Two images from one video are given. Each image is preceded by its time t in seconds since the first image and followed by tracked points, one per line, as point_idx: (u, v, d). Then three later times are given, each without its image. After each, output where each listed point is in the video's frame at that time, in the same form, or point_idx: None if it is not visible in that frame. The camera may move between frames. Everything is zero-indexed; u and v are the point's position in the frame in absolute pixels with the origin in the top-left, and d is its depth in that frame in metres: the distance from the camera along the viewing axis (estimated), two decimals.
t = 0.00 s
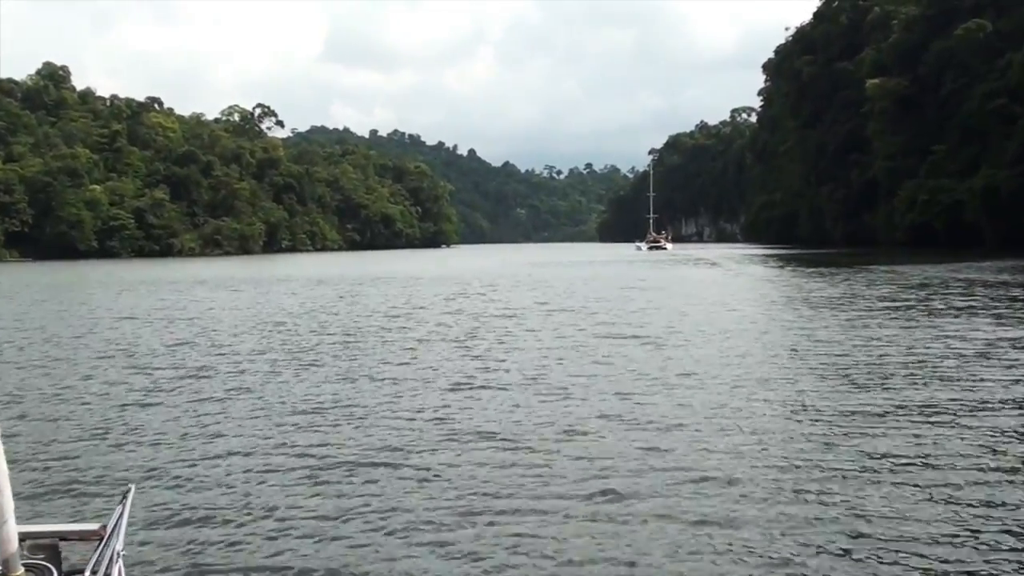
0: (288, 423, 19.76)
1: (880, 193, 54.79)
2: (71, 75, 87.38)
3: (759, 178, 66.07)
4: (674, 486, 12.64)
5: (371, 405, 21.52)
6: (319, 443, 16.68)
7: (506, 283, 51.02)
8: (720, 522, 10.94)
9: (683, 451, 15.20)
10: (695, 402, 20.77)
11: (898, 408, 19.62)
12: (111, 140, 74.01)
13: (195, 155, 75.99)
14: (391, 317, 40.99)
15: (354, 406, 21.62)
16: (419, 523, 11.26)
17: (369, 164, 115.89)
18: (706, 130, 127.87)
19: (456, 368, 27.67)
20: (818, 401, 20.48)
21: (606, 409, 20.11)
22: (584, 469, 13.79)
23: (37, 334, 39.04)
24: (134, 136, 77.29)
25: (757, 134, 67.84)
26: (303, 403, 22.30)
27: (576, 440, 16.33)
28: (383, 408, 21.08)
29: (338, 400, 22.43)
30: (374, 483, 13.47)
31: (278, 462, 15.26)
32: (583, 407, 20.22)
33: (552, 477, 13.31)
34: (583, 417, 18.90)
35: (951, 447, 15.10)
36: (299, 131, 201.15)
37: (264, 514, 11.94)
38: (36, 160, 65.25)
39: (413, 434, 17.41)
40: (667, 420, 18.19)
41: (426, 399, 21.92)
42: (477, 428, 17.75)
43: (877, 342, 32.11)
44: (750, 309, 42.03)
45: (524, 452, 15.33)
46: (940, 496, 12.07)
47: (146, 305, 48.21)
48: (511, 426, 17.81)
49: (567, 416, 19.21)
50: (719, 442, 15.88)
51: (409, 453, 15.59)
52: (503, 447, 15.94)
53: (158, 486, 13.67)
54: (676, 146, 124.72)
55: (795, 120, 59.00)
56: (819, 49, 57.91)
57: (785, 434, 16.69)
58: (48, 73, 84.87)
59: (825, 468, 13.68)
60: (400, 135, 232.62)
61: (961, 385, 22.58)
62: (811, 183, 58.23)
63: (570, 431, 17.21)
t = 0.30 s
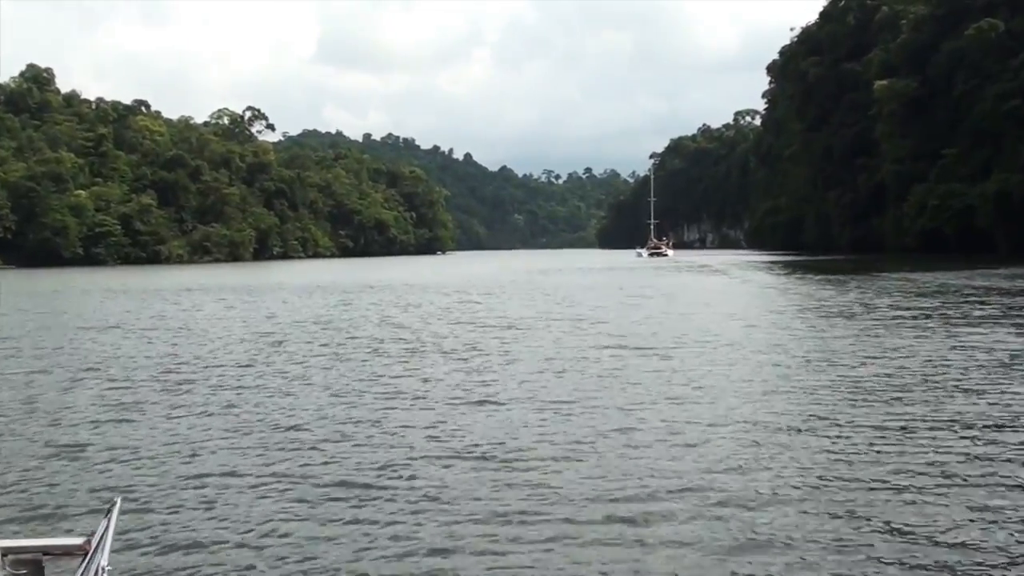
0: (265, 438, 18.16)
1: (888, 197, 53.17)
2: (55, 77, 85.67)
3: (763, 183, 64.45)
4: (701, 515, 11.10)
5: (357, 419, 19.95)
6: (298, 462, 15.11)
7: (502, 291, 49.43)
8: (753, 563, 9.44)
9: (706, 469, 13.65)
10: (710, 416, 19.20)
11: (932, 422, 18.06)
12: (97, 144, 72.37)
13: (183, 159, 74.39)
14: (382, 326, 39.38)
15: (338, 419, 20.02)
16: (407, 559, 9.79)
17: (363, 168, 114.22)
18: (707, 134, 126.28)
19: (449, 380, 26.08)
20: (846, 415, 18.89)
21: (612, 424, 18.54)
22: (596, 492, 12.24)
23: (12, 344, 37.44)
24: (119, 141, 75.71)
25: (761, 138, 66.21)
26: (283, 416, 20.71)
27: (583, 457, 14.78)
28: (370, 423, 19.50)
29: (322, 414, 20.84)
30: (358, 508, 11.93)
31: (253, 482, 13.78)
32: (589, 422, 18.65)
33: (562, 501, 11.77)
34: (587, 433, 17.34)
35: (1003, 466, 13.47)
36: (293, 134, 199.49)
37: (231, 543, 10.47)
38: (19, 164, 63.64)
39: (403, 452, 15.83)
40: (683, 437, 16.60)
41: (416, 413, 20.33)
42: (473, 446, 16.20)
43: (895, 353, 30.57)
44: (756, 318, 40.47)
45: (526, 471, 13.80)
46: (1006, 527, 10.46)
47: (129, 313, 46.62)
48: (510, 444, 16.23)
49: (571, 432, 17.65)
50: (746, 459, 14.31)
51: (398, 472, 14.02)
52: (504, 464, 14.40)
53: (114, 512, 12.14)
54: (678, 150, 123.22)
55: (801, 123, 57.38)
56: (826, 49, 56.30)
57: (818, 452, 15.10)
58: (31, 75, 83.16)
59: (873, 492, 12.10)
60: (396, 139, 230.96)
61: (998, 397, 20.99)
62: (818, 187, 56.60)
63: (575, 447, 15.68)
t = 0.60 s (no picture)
0: (240, 458, 16.28)
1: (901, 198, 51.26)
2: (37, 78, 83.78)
3: (770, 184, 62.53)
4: (760, 569, 9.23)
5: (344, 438, 18.06)
6: (274, 488, 13.21)
7: (501, 297, 47.60)
8: None
9: (749, 498, 11.79)
10: (735, 430, 17.38)
11: (986, 435, 16.22)
12: (81, 147, 70.50)
13: (171, 161, 72.50)
14: (376, 336, 37.56)
15: (322, 437, 18.11)
16: None
17: (358, 172, 112.34)
18: (712, 134, 124.43)
19: (442, 394, 24.19)
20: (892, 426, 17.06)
21: (629, 440, 16.68)
22: (626, 530, 10.41)
23: None
24: (105, 143, 73.88)
25: (769, 137, 64.33)
26: (263, 434, 18.84)
27: (599, 478, 13.04)
28: (359, 441, 17.63)
29: (305, 432, 18.96)
30: (339, 553, 10.06)
31: (224, 509, 12.06)
32: (603, 439, 16.80)
33: (582, 542, 10.01)
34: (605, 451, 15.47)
35: None
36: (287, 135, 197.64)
37: None
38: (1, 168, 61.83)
39: (397, 473, 14.07)
40: (712, 455, 14.79)
41: (411, 430, 18.47)
42: (476, 463, 14.45)
43: (922, 360, 28.77)
44: (768, 324, 38.66)
45: (536, 497, 12.05)
46: None
47: (113, 322, 44.86)
48: (518, 466, 14.40)
49: (587, 451, 15.78)
50: (791, 485, 12.43)
51: (389, 501, 12.20)
52: (511, 487, 12.66)
53: (58, 552, 10.40)
54: (682, 150, 121.35)
55: (809, 121, 55.46)
56: (835, 45, 54.33)
57: (869, 472, 13.27)
58: (14, 76, 81.27)
59: (949, 528, 10.28)
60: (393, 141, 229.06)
61: None
62: (827, 187, 54.73)
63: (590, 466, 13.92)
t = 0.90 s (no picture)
0: (213, 472, 14.50)
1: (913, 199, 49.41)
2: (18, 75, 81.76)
3: (777, 184, 60.66)
4: None
5: (333, 450, 16.26)
6: (247, 518, 11.42)
7: (499, 301, 45.79)
8: None
9: (808, 537, 10.03)
10: (772, 443, 15.57)
11: None
12: (62, 146, 68.49)
13: (155, 161, 70.50)
14: (367, 343, 35.75)
15: (308, 450, 16.31)
16: None
17: (351, 172, 110.41)
18: (715, 133, 122.49)
19: (440, 402, 22.38)
20: (948, 436, 15.26)
21: (652, 453, 14.89)
22: None
23: None
24: (88, 142, 71.90)
25: (775, 135, 62.49)
26: (242, 446, 17.05)
27: (624, 512, 11.24)
28: (349, 455, 15.82)
29: (289, 445, 17.16)
30: None
31: (187, 552, 10.26)
32: (624, 451, 15.02)
33: None
34: (629, 465, 13.68)
35: None
36: (279, 134, 195.56)
37: None
38: None
39: (390, 501, 12.26)
40: (755, 473, 13.00)
41: (407, 442, 16.66)
42: (480, 488, 12.65)
43: (954, 367, 26.94)
44: (780, 329, 36.92)
45: (554, 537, 10.26)
46: None
47: (92, 327, 43.04)
48: (533, 487, 12.62)
49: (606, 464, 14.02)
50: (855, 512, 10.68)
51: (382, 540, 10.42)
52: (523, 524, 10.86)
53: None
54: (686, 150, 119.52)
55: (816, 119, 53.61)
56: (844, 40, 52.48)
57: (941, 499, 11.46)
58: None
59: None
60: (387, 141, 227.01)
61: None
62: (836, 188, 52.88)
63: (612, 493, 12.12)
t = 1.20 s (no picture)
0: (166, 495, 12.62)
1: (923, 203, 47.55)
2: None
3: (781, 187, 58.78)
4: None
5: (308, 470, 14.37)
6: (198, 553, 9.63)
7: (493, 307, 43.89)
8: None
9: None
10: (807, 463, 13.79)
11: None
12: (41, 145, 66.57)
13: (138, 160, 68.57)
14: (353, 352, 33.85)
15: (280, 469, 14.41)
16: None
17: (341, 173, 108.44)
18: (717, 135, 120.63)
19: (431, 416, 20.48)
20: (1021, 453, 13.36)
21: (672, 471, 13.20)
22: None
23: None
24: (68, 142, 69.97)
25: (779, 138, 60.69)
26: (205, 462, 15.15)
27: (651, 545, 9.56)
28: (326, 475, 13.94)
29: (261, 462, 15.25)
30: None
31: None
32: (642, 472, 13.16)
33: None
34: (650, 490, 11.81)
35: None
36: (271, 134, 193.54)
37: None
38: None
39: (375, 526, 10.56)
40: (798, 504, 11.14)
41: (392, 460, 14.77)
42: (479, 514, 10.94)
43: (984, 378, 25.19)
44: (788, 338, 35.11)
45: None
46: None
47: (67, 332, 41.24)
48: (537, 521, 10.75)
49: (624, 487, 12.15)
50: (926, 557, 8.90)
51: None
52: (531, 561, 9.16)
53: None
54: (688, 152, 117.87)
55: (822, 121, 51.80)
56: (851, 39, 50.64)
57: None
58: None
59: None
60: (380, 142, 224.97)
61: None
62: (843, 192, 51.09)
63: (632, 522, 10.43)
